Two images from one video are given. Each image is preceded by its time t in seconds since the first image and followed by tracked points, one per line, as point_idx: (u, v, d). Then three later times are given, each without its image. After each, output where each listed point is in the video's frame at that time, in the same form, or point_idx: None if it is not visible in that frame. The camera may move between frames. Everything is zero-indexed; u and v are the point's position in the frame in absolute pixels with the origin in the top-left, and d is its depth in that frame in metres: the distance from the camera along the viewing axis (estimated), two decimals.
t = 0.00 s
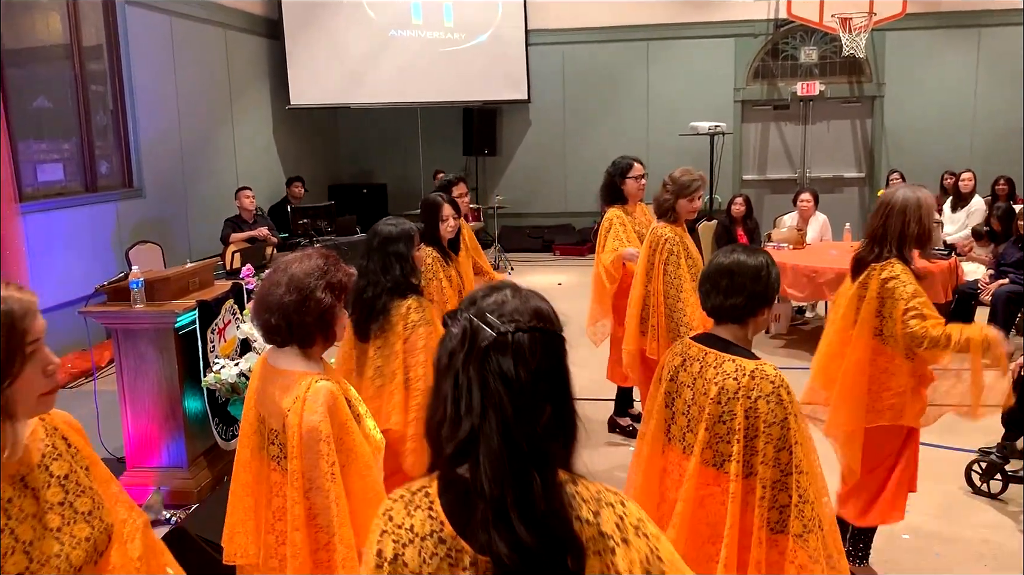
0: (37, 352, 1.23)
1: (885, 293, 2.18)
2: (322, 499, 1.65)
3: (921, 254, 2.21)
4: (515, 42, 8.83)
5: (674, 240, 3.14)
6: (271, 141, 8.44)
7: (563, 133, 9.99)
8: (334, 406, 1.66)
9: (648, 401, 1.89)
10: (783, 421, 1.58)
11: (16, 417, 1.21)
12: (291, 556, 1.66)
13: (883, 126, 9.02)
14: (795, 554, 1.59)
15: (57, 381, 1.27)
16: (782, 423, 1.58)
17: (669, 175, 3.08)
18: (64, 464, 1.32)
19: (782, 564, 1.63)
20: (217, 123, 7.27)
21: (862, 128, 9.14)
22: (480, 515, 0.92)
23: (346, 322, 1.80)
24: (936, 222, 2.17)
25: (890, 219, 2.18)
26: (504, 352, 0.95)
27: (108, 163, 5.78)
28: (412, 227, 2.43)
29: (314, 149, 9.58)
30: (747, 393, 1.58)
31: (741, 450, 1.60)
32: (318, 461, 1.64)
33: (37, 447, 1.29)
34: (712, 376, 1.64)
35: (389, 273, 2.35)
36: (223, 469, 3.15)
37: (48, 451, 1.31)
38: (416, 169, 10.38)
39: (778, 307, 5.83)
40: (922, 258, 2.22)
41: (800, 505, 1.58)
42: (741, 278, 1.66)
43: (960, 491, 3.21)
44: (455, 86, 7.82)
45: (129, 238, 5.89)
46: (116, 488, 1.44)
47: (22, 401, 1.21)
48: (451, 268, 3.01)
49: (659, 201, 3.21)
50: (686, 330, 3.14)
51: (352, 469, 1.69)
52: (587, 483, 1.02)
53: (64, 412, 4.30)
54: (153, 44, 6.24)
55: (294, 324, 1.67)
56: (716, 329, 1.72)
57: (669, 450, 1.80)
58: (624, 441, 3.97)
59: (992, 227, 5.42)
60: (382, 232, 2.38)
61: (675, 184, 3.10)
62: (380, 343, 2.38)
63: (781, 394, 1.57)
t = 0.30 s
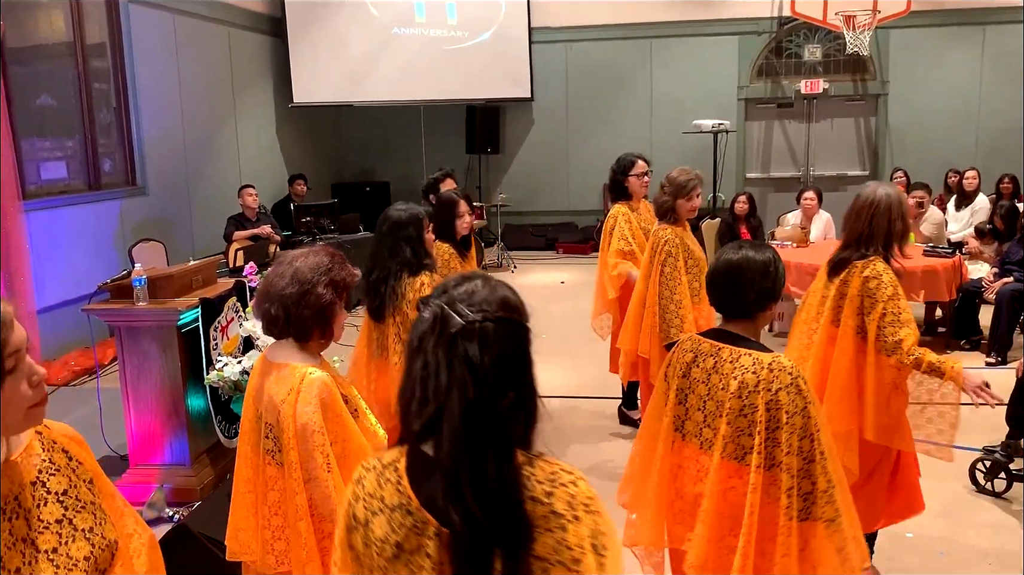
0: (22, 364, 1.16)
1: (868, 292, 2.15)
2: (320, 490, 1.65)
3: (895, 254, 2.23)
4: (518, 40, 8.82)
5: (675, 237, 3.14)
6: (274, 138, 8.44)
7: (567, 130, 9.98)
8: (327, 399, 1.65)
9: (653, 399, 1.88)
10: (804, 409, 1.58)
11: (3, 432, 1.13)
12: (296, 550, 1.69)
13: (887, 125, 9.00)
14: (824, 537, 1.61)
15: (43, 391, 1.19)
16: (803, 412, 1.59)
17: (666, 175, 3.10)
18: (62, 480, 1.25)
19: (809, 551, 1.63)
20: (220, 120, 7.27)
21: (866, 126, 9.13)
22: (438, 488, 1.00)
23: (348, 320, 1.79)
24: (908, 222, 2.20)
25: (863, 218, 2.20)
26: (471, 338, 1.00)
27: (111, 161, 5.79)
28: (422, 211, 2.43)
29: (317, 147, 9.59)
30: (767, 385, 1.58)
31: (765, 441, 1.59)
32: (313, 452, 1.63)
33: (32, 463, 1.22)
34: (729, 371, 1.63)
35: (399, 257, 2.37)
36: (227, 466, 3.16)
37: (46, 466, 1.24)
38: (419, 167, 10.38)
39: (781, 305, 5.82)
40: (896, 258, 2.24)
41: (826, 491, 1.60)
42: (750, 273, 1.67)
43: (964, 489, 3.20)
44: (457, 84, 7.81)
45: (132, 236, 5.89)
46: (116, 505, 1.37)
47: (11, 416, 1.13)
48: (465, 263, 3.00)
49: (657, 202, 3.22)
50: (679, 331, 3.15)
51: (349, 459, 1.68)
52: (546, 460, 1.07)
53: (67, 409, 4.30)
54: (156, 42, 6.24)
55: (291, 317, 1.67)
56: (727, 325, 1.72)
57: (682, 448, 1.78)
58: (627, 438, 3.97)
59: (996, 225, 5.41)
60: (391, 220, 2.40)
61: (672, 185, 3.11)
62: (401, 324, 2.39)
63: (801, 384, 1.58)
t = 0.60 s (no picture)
0: (18, 345, 1.17)
1: (862, 285, 2.16)
2: (306, 485, 1.66)
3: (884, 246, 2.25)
4: (522, 37, 8.81)
5: (682, 231, 3.18)
6: (277, 134, 8.45)
7: (570, 126, 9.97)
8: (316, 393, 1.66)
9: (666, 390, 1.88)
10: (819, 394, 1.60)
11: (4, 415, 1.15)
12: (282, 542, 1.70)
13: (891, 121, 8.98)
14: (844, 518, 1.65)
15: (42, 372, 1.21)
16: (818, 398, 1.60)
17: (666, 167, 3.14)
18: (64, 476, 1.26)
19: (831, 530, 1.66)
20: (224, 116, 7.28)
21: (870, 123, 9.12)
22: (403, 458, 1.07)
23: (344, 315, 1.79)
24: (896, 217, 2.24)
25: (853, 212, 2.20)
26: (437, 323, 1.06)
27: (115, 157, 5.79)
28: (419, 201, 2.50)
29: (320, 144, 9.59)
30: (782, 372, 1.59)
31: (783, 426, 1.60)
32: (302, 446, 1.64)
33: (33, 459, 1.22)
34: (743, 359, 1.64)
35: (393, 244, 2.43)
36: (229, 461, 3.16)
37: (47, 461, 1.25)
38: (422, 164, 10.38)
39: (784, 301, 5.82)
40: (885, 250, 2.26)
41: (842, 473, 1.63)
42: (755, 265, 1.67)
43: (967, 486, 3.20)
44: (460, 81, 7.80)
45: (136, 232, 5.89)
46: (117, 502, 1.37)
47: (11, 395, 1.16)
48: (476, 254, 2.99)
49: (659, 196, 3.27)
50: (681, 324, 3.22)
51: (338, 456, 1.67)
52: (505, 448, 1.09)
53: (70, 404, 4.32)
54: (160, 38, 6.25)
55: (281, 308, 1.69)
56: (740, 316, 1.72)
57: (697, 438, 1.78)
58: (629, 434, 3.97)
59: (1000, 221, 5.40)
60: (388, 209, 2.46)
61: (671, 176, 3.15)
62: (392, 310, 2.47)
63: (815, 369, 1.59)
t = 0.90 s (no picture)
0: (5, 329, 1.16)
1: (849, 281, 2.16)
2: (293, 476, 1.67)
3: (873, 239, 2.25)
4: (525, 31, 8.80)
5: (686, 218, 3.19)
6: (280, 129, 8.46)
7: (573, 120, 9.96)
8: (308, 385, 1.67)
9: (677, 376, 1.89)
10: (830, 382, 1.61)
11: None
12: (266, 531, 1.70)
13: (894, 115, 8.96)
14: (846, 505, 1.67)
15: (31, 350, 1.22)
16: (830, 385, 1.62)
17: (673, 153, 3.17)
18: (52, 467, 1.27)
19: (838, 515, 1.69)
20: (227, 110, 7.28)
21: (873, 118, 9.11)
22: (386, 428, 1.17)
23: (347, 307, 1.80)
24: (884, 211, 2.21)
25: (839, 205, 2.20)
26: (417, 301, 1.16)
27: (119, 150, 5.81)
28: (412, 197, 2.57)
29: (324, 138, 9.59)
30: (796, 359, 1.60)
31: (796, 411, 1.61)
32: (288, 435, 1.65)
33: (21, 449, 1.23)
34: (758, 345, 1.65)
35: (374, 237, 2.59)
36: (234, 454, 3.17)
37: (32, 454, 1.25)
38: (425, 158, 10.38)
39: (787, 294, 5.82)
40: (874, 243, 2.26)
41: (849, 461, 1.65)
42: (772, 256, 1.67)
43: (969, 479, 3.20)
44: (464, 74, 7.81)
45: (139, 226, 5.91)
46: (102, 492, 1.37)
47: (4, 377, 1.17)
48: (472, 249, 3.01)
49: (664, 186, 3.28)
50: (700, 313, 3.21)
51: (324, 451, 1.68)
52: (481, 428, 1.19)
53: (73, 397, 4.34)
54: (164, 33, 6.25)
55: (281, 299, 1.71)
56: (751, 304, 1.74)
57: (706, 422, 1.78)
58: (631, 428, 3.98)
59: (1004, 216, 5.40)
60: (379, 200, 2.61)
61: (677, 164, 3.17)
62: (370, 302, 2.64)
63: (827, 357, 1.61)
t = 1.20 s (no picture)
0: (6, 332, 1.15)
1: (828, 282, 2.16)
2: (282, 468, 1.69)
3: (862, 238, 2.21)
4: (528, 24, 8.80)
5: (683, 209, 3.21)
6: (284, 122, 8.47)
7: (577, 114, 9.96)
8: (304, 378, 1.68)
9: (682, 362, 1.90)
10: (827, 373, 1.63)
11: None
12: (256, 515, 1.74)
13: (899, 109, 8.95)
14: (844, 492, 1.71)
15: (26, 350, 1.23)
16: (828, 376, 1.64)
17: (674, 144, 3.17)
18: (43, 470, 1.28)
19: (838, 499, 1.72)
20: (232, 103, 7.30)
21: (878, 111, 9.10)
22: (381, 410, 1.24)
23: (355, 300, 1.82)
24: (862, 213, 2.13)
25: (828, 203, 2.17)
26: (413, 287, 1.22)
27: (124, 143, 5.83)
28: (413, 186, 2.58)
29: (328, 131, 9.61)
30: (793, 350, 1.62)
31: (791, 401, 1.63)
32: (278, 426, 1.67)
33: (17, 453, 1.24)
34: (756, 334, 1.67)
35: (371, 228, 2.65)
36: (240, 443, 3.20)
37: (21, 453, 1.25)
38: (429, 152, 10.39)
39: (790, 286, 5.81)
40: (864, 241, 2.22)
41: (847, 450, 1.68)
42: (773, 245, 1.68)
43: (972, 470, 3.21)
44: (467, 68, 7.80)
45: (145, 218, 5.93)
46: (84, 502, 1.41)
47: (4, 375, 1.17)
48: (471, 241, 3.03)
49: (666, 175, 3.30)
50: (692, 302, 3.23)
51: (312, 447, 1.70)
52: (468, 416, 1.23)
53: (82, 387, 4.37)
54: (168, 26, 6.26)
55: (288, 291, 1.73)
56: (756, 294, 1.74)
57: (705, 408, 1.80)
58: (634, 419, 4.00)
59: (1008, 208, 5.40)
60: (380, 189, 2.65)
61: (677, 154, 3.17)
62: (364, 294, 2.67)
63: (823, 349, 1.62)
